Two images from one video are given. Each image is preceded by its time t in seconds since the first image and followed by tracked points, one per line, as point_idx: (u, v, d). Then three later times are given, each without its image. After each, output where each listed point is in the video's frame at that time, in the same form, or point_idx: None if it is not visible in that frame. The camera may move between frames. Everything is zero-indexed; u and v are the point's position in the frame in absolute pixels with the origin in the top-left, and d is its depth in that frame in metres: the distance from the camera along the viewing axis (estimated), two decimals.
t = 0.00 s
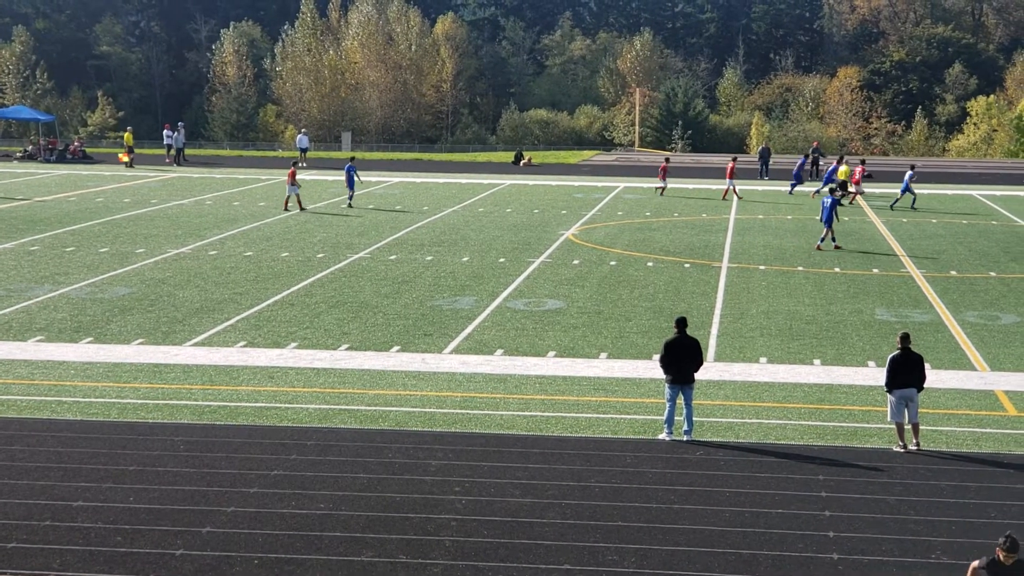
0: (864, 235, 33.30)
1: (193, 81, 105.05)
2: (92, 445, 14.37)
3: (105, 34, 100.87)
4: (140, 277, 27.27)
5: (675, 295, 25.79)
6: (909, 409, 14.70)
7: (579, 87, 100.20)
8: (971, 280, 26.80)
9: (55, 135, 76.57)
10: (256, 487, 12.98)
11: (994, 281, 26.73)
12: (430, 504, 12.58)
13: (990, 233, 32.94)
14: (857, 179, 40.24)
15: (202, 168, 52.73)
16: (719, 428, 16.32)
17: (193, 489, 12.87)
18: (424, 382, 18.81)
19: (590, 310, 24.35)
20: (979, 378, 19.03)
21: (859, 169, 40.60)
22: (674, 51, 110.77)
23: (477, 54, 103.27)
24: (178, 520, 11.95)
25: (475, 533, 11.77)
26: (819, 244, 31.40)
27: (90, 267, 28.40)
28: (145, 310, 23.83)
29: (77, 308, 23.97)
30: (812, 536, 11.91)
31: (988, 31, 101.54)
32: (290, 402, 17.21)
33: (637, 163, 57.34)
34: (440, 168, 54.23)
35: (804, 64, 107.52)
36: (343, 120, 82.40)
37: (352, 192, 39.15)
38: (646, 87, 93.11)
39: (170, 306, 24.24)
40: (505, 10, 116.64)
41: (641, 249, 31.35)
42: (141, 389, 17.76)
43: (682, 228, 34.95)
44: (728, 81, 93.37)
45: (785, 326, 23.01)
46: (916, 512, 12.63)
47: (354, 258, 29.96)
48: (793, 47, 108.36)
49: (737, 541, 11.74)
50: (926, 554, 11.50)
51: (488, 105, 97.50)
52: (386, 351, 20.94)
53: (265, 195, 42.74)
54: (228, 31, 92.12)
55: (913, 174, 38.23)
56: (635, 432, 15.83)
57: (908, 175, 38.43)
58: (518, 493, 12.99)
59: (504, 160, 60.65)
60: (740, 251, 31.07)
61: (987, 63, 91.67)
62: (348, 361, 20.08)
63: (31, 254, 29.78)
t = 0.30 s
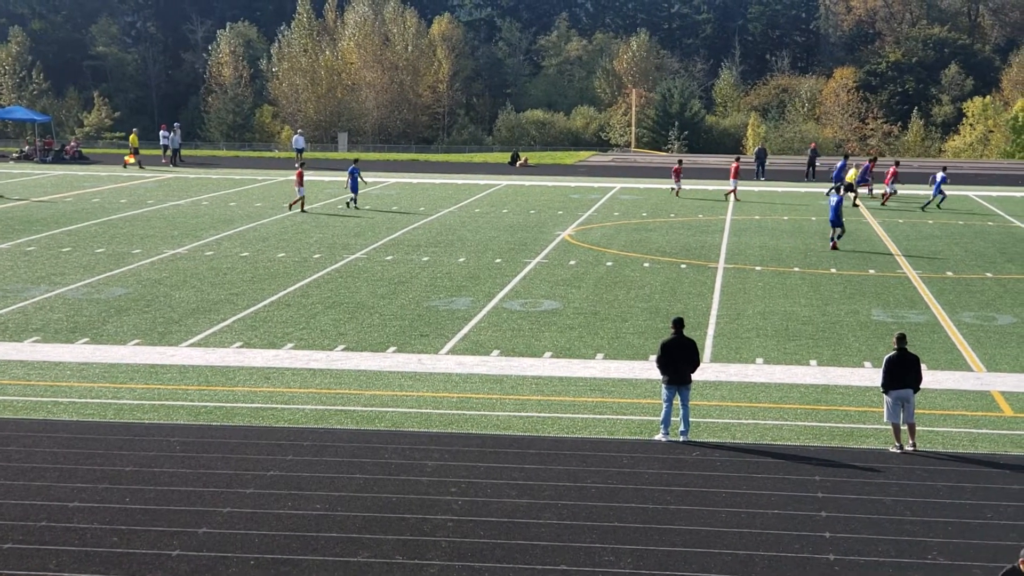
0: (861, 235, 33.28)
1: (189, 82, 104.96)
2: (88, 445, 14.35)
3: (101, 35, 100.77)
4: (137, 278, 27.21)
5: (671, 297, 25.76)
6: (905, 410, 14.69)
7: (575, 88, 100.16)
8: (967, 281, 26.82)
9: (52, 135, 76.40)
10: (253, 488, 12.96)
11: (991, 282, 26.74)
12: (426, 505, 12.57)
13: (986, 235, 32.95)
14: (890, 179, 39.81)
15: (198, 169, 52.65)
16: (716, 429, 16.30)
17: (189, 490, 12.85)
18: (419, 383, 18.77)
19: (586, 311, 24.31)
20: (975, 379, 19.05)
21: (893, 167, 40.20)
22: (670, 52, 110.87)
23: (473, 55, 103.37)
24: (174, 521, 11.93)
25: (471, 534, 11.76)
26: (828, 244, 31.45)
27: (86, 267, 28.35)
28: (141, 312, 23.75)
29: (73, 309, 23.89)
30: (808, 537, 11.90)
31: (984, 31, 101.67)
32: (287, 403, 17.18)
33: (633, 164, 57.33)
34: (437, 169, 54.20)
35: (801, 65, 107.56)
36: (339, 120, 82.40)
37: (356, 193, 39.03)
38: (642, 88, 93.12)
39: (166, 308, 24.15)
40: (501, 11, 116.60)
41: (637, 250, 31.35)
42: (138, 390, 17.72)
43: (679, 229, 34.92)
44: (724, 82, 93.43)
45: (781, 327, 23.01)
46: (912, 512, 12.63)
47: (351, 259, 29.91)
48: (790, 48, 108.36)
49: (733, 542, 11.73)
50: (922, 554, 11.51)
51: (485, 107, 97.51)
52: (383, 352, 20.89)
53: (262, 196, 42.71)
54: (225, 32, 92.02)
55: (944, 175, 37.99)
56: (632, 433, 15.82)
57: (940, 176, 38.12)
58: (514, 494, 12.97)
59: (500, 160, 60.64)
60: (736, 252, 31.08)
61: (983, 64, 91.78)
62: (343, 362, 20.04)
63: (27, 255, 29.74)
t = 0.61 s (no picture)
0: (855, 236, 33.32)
1: (182, 82, 104.83)
2: (80, 446, 14.33)
3: (94, 35, 100.61)
4: (129, 278, 27.17)
5: (664, 296, 25.79)
6: (898, 410, 14.70)
7: (568, 88, 100.20)
8: (960, 282, 26.85)
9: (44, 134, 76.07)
10: (245, 488, 12.94)
11: (983, 282, 26.78)
12: (419, 505, 12.56)
13: (979, 235, 33.00)
14: (923, 182, 39.62)
15: (191, 168, 52.58)
16: (709, 429, 16.32)
17: (182, 490, 12.83)
18: (413, 383, 18.76)
19: (579, 311, 24.32)
20: (968, 379, 19.08)
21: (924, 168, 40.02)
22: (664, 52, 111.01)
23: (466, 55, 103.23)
24: (166, 521, 11.91)
25: (464, 534, 11.75)
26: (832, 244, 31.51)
27: (79, 267, 28.30)
28: (133, 312, 23.72)
29: (66, 309, 23.84)
30: (801, 536, 11.92)
31: (977, 31, 101.85)
32: (279, 403, 17.15)
33: (626, 164, 57.36)
34: (430, 169, 54.20)
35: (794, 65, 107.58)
36: (332, 120, 82.36)
37: (358, 192, 38.82)
38: (636, 88, 93.18)
39: (158, 308, 24.12)
40: (494, 10, 116.47)
41: (630, 250, 31.37)
42: (130, 391, 17.70)
43: (672, 229, 34.93)
44: (717, 82, 93.49)
45: (774, 327, 23.03)
46: (905, 512, 12.64)
47: (344, 259, 29.89)
48: (783, 48, 108.30)
49: (726, 542, 11.74)
50: (915, 554, 11.52)
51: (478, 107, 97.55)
52: (376, 352, 20.88)
53: (255, 196, 42.69)
54: (217, 32, 91.91)
55: (969, 185, 37.20)
56: (625, 433, 15.82)
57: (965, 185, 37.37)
58: (507, 494, 12.97)
59: (493, 160, 60.65)
60: (730, 252, 31.10)
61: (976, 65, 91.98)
62: (337, 362, 20.03)
63: (19, 254, 29.68)
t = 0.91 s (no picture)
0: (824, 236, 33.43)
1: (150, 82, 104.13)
2: (47, 447, 14.12)
3: (61, 35, 99.76)
4: (97, 279, 26.88)
5: (634, 297, 25.78)
6: (866, 409, 14.71)
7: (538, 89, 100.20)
8: (927, 282, 27.02)
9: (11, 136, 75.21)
10: (214, 490, 12.78)
11: (951, 283, 26.89)
12: (389, 506, 12.45)
13: (947, 236, 33.19)
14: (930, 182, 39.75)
15: (160, 169, 52.20)
16: (678, 429, 16.29)
17: (151, 492, 12.66)
18: (383, 384, 18.62)
19: (548, 311, 24.27)
20: (935, 379, 19.15)
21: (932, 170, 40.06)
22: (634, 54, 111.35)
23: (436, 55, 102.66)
24: (135, 523, 11.76)
25: (433, 535, 11.66)
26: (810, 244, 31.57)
27: (46, 268, 27.96)
28: (101, 312, 23.48)
29: (32, 310, 23.55)
30: (770, 536, 11.88)
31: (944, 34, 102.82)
32: (248, 404, 16.99)
33: (595, 165, 57.42)
34: (400, 170, 54.05)
35: (763, 67, 107.98)
36: (301, 120, 81.99)
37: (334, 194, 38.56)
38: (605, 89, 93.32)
39: (126, 308, 23.89)
40: (464, 11, 116.09)
41: (600, 251, 31.35)
42: (98, 391, 17.49)
43: (642, 230, 34.95)
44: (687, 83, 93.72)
45: (744, 328, 23.05)
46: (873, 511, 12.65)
47: (314, 260, 29.71)
48: (752, 49, 108.49)
49: (696, 542, 11.70)
50: (884, 553, 11.52)
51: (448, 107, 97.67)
52: (346, 353, 20.73)
53: (226, 196, 42.45)
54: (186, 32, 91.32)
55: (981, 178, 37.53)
56: (596, 433, 15.77)
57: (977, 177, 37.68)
58: (477, 495, 12.88)
59: (463, 161, 60.55)
60: (699, 253, 31.12)
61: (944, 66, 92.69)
62: (306, 362, 19.86)
63: None
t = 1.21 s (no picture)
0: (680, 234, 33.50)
1: None
2: None
3: None
4: None
5: (494, 295, 25.27)
6: (724, 405, 14.41)
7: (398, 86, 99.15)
8: (782, 279, 27.14)
9: None
10: (66, 491, 11.74)
11: (806, 280, 27.08)
12: (247, 507, 11.57)
13: (801, 233, 33.61)
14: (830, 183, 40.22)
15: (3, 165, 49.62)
16: (538, 427, 15.78)
17: None
18: (239, 384, 17.63)
19: (409, 309, 23.59)
20: (791, 375, 19.10)
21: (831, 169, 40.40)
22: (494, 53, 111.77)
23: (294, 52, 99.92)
24: None
25: (292, 536, 10.85)
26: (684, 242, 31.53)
27: None
28: None
29: None
30: (629, 532, 11.42)
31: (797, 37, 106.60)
32: (103, 404, 15.83)
33: (457, 163, 56.86)
34: (256, 167, 52.53)
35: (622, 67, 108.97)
36: (157, 117, 79.27)
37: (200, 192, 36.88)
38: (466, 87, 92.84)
39: None
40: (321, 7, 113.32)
41: (460, 249, 30.68)
42: None
43: (502, 228, 34.49)
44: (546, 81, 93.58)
45: (603, 325, 22.74)
46: (730, 507, 12.31)
47: (169, 258, 28.39)
48: (611, 48, 109.18)
49: (557, 539, 11.16)
50: (740, 548, 11.18)
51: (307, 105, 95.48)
52: (201, 352, 19.63)
53: (74, 192, 40.50)
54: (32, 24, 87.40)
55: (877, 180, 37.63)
56: (454, 432, 15.11)
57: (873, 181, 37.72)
58: (336, 495, 12.08)
59: (322, 158, 59.29)
60: (560, 251, 30.72)
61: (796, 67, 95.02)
62: (161, 362, 18.72)
63: None
